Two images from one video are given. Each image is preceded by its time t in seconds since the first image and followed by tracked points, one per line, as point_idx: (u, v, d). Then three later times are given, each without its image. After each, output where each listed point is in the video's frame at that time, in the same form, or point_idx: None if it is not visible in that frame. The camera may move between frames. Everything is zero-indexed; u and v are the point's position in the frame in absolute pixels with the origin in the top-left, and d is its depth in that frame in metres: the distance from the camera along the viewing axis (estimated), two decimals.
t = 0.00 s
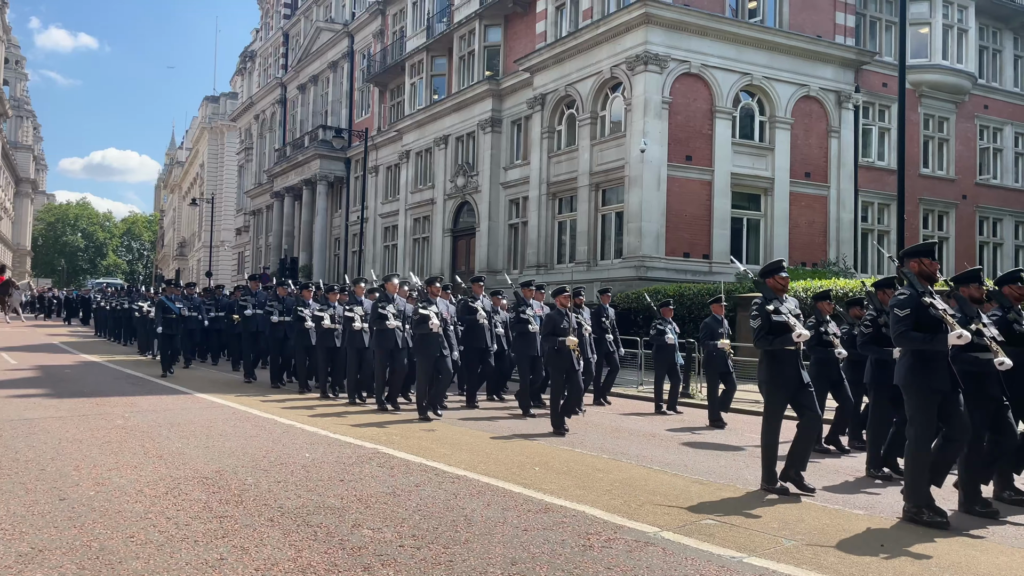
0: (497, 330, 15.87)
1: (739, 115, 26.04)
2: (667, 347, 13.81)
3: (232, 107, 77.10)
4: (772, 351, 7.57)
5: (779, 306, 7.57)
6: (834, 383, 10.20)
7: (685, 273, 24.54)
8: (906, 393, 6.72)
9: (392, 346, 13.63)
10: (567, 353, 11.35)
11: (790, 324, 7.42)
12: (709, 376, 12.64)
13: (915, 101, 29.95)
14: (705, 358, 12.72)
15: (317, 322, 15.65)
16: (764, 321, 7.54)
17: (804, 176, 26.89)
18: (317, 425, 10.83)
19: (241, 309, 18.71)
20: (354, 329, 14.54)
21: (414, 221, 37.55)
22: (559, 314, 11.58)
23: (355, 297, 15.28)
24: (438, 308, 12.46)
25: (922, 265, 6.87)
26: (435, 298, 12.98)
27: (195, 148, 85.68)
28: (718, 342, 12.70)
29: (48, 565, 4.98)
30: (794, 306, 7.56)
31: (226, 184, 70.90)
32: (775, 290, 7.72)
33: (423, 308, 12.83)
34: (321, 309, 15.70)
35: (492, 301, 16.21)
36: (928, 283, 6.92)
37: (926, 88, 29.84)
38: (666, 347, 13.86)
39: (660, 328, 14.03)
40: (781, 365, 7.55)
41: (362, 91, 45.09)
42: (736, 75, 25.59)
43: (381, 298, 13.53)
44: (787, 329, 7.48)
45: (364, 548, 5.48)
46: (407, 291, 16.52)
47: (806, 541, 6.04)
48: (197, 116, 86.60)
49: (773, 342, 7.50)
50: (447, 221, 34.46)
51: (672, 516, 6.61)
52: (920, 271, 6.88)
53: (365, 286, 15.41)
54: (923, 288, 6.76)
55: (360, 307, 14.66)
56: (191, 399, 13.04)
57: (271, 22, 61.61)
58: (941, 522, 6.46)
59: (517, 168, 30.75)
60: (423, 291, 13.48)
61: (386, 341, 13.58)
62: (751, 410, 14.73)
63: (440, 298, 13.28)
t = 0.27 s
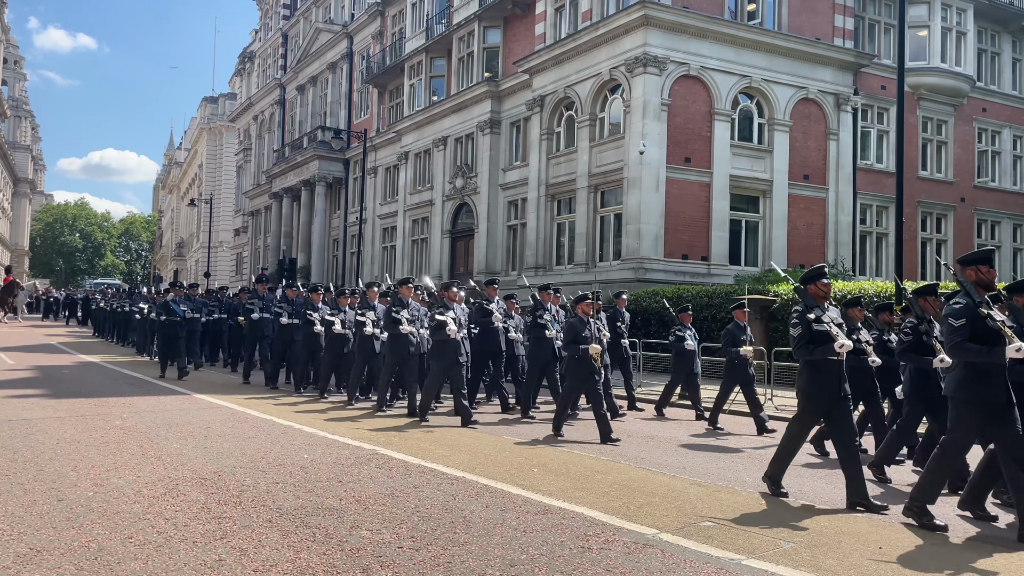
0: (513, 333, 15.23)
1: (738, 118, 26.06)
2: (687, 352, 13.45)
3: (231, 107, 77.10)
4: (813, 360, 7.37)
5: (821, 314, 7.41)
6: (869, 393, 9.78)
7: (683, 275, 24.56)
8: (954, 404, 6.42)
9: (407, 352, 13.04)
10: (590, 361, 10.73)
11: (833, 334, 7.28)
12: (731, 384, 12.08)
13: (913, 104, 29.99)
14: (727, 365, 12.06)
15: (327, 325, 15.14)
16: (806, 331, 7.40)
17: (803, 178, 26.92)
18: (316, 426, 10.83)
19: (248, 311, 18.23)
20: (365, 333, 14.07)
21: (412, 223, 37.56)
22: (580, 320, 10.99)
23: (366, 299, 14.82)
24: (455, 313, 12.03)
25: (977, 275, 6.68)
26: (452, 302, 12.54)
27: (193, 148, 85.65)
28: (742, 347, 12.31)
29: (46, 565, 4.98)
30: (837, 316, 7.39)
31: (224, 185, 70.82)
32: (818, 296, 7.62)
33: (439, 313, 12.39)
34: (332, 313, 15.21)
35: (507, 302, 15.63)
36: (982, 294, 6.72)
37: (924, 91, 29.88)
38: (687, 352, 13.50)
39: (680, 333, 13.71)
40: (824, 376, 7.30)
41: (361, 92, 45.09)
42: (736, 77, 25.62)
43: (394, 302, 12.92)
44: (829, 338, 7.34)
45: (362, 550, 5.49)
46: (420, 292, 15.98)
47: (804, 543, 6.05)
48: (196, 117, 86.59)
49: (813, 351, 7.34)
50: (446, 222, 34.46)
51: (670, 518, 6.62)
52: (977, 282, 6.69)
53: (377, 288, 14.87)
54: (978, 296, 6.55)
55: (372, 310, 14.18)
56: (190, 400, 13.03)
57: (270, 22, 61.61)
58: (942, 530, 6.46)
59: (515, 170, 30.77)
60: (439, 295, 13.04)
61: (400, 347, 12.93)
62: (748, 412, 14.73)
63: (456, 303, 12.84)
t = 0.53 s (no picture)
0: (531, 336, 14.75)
1: (738, 119, 26.06)
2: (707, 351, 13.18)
3: (230, 107, 77.11)
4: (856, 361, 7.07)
5: (864, 312, 7.08)
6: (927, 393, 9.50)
7: (683, 277, 24.56)
8: None
9: (420, 351, 12.59)
10: (614, 359, 10.50)
11: (877, 332, 6.93)
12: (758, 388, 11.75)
13: (913, 105, 30.01)
14: (754, 367, 11.78)
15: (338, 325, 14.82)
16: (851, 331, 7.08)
17: (802, 180, 26.93)
18: (316, 426, 10.82)
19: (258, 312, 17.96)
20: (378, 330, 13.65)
21: (412, 223, 37.56)
22: (604, 318, 10.85)
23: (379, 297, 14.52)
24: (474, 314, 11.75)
25: None
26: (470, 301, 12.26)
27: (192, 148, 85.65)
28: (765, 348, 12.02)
29: (45, 565, 4.97)
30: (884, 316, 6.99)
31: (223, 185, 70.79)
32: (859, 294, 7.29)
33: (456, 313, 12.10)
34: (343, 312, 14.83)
35: (522, 302, 15.11)
36: None
37: (924, 93, 29.90)
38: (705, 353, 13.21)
39: (697, 332, 13.47)
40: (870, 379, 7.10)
41: (361, 93, 45.09)
42: (735, 79, 25.63)
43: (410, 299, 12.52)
44: (873, 337, 7.03)
45: (361, 550, 5.48)
46: (433, 291, 15.53)
47: (804, 544, 6.06)
48: (196, 117, 86.60)
49: (858, 352, 7.05)
50: (445, 223, 34.45)
51: (670, 519, 6.61)
52: None
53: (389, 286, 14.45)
54: None
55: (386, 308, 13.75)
56: (189, 400, 13.02)
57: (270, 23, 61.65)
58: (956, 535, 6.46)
59: (515, 171, 30.80)
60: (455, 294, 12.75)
61: (415, 346, 12.53)
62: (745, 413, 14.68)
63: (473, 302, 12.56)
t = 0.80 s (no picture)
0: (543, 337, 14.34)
1: (739, 120, 26.07)
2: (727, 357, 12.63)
3: (231, 107, 77.12)
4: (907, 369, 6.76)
5: (914, 320, 6.74)
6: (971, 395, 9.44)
7: (682, 277, 24.56)
8: None
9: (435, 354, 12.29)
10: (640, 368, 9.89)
11: (927, 340, 6.59)
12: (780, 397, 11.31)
13: (913, 107, 30.02)
14: (777, 372, 11.32)
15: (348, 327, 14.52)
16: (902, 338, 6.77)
17: (802, 181, 26.93)
18: (315, 426, 10.82)
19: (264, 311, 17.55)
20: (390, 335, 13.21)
21: (412, 223, 37.56)
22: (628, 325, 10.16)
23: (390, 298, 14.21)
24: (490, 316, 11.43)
25: None
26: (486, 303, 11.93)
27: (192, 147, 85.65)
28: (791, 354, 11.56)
29: (44, 564, 4.97)
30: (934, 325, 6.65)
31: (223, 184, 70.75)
32: (906, 302, 7.01)
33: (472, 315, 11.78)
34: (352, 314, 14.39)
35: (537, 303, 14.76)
36: None
37: (924, 94, 29.92)
38: (724, 358, 12.72)
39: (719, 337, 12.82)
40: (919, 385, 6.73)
41: (362, 93, 45.09)
42: (736, 80, 25.63)
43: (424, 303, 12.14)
44: (922, 346, 6.72)
45: (361, 550, 5.48)
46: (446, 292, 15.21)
47: (804, 545, 6.07)
48: (196, 116, 86.61)
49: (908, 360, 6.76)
50: (445, 222, 34.45)
51: (669, 520, 6.61)
52: None
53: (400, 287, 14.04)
54: None
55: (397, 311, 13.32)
56: (189, 399, 13.01)
57: (270, 22, 61.66)
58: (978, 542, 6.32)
59: (515, 171, 30.81)
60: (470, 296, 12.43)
61: (428, 350, 12.23)
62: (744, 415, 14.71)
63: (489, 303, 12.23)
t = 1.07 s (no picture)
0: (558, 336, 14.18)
1: (739, 120, 26.06)
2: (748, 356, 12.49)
3: (231, 105, 77.12)
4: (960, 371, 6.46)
5: None
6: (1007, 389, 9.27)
7: (682, 277, 24.56)
8: None
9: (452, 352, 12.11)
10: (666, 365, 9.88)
11: (986, 336, 6.31)
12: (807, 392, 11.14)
13: (914, 107, 30.02)
14: (803, 371, 11.16)
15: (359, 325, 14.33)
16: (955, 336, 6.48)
17: (803, 181, 26.92)
18: (315, 425, 10.80)
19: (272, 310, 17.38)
20: (404, 332, 13.00)
21: (412, 222, 37.56)
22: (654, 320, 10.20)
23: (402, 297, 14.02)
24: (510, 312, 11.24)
25: None
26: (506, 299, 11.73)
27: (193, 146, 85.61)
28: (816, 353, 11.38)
29: (43, 562, 4.97)
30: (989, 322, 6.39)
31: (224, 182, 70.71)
32: (959, 297, 6.73)
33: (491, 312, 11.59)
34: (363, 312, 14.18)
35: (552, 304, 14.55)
36: None
37: (925, 94, 29.91)
38: (747, 357, 12.46)
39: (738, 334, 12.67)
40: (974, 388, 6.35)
41: (362, 91, 45.07)
42: (736, 80, 25.62)
43: (440, 299, 11.96)
44: (981, 343, 6.41)
45: (360, 549, 5.47)
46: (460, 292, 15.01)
47: (804, 545, 6.06)
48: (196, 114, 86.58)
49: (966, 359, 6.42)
50: (446, 221, 34.44)
51: (669, 520, 6.60)
52: None
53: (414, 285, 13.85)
54: None
55: (410, 308, 13.10)
56: (189, 397, 13.00)
57: (271, 20, 61.66)
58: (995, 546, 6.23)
59: (516, 170, 30.77)
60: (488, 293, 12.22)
61: (444, 347, 12.06)
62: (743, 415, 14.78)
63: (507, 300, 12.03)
